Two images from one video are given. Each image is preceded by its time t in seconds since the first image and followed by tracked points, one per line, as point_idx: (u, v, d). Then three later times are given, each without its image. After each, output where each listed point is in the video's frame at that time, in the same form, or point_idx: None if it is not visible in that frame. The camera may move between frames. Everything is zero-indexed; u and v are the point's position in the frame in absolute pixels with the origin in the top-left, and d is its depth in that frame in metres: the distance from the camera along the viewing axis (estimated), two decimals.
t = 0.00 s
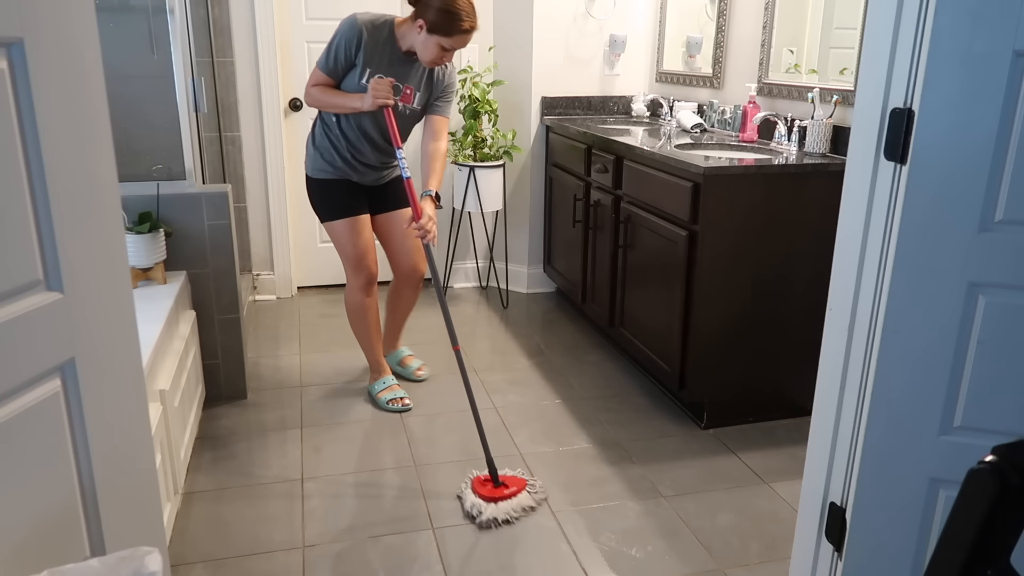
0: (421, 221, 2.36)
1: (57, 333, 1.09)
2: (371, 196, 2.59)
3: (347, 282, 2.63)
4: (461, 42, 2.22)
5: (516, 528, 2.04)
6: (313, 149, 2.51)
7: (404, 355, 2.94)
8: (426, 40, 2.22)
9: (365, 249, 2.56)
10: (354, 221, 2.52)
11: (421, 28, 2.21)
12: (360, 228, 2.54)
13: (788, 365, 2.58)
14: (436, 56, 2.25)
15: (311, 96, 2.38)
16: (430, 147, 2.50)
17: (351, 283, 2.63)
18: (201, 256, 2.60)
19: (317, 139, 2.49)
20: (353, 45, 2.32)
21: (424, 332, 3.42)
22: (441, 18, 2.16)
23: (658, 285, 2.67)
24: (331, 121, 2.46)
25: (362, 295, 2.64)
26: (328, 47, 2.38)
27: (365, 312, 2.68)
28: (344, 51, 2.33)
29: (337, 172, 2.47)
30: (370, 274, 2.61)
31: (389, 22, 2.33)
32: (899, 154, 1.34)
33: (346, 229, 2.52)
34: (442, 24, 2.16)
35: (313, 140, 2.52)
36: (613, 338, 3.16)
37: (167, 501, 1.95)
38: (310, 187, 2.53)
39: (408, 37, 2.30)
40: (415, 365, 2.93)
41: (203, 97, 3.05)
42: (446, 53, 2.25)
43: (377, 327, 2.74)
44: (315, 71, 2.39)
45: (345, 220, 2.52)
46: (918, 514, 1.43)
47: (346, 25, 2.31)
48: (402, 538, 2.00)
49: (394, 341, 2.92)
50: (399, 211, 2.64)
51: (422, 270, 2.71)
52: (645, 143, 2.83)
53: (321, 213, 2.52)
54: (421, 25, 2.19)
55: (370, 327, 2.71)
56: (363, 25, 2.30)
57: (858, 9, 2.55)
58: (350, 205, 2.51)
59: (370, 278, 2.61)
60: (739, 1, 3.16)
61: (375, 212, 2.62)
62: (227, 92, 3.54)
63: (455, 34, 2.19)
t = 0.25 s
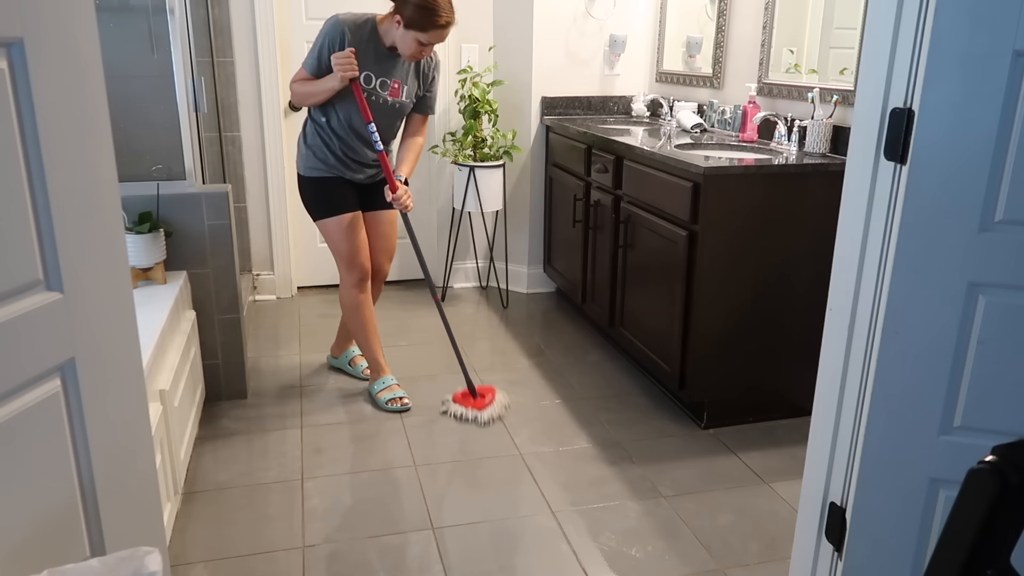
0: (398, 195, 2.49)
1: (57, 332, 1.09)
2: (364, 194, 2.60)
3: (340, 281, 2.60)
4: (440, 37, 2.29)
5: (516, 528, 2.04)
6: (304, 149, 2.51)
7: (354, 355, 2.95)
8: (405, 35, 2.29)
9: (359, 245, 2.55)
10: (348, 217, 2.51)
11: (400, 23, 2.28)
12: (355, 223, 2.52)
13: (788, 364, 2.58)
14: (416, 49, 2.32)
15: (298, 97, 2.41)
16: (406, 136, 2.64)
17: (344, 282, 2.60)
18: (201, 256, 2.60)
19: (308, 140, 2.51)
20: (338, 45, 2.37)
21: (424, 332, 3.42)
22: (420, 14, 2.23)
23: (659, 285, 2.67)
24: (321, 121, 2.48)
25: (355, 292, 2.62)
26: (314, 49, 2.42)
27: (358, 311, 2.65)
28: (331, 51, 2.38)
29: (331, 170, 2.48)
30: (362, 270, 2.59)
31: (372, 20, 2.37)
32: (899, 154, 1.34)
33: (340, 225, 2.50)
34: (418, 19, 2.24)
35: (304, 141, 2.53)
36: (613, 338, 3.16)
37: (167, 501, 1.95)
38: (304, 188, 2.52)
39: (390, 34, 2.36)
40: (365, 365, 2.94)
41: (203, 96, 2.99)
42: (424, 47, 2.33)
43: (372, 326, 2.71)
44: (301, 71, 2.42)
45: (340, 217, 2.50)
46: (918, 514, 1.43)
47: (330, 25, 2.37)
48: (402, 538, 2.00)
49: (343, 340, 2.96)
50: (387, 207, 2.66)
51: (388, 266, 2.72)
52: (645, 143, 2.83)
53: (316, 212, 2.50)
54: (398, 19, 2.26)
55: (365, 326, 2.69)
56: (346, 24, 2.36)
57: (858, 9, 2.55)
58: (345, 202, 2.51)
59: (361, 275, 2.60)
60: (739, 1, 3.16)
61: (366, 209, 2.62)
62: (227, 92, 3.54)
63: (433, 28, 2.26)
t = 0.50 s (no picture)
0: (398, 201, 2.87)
1: (57, 332, 1.09)
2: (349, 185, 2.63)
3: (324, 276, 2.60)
4: (424, 31, 2.33)
5: (516, 528, 2.04)
6: (291, 145, 2.50)
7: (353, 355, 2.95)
8: (391, 32, 2.33)
9: (342, 237, 2.54)
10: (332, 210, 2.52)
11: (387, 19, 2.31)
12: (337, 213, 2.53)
13: (788, 364, 2.58)
14: (402, 45, 2.36)
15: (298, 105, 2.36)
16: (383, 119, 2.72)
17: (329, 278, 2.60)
18: (201, 256, 2.60)
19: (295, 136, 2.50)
20: (336, 48, 2.35)
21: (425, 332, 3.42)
22: (405, 11, 2.26)
23: (658, 284, 2.67)
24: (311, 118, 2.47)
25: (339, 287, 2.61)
26: (304, 50, 2.35)
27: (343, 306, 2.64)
28: (326, 54, 2.34)
29: (320, 165, 2.50)
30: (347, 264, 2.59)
31: (357, 16, 2.39)
32: (899, 154, 1.34)
33: (324, 218, 2.51)
34: (404, 15, 2.27)
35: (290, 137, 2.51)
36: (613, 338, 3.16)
37: (167, 501, 1.95)
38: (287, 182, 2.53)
39: (378, 30, 2.39)
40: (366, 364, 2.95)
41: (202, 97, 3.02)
42: (410, 42, 2.36)
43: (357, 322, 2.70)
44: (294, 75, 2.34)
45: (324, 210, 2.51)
46: (918, 514, 1.43)
47: (324, 27, 2.32)
48: (402, 538, 2.00)
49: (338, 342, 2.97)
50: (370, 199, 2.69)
51: (371, 254, 2.73)
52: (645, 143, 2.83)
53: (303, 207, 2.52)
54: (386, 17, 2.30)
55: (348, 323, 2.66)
56: (341, 26, 2.34)
57: (858, 9, 2.55)
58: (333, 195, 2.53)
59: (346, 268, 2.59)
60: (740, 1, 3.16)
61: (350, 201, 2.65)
62: (228, 92, 3.54)
63: (418, 24, 2.29)
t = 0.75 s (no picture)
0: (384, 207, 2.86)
1: (56, 332, 1.08)
2: (339, 184, 2.62)
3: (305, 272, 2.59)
4: (414, 31, 2.34)
5: (516, 527, 2.04)
6: (281, 142, 2.51)
7: (353, 355, 2.95)
8: (382, 33, 2.34)
9: (326, 237, 2.52)
10: (317, 208, 2.51)
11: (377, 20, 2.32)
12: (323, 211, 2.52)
13: (788, 364, 2.58)
14: (393, 45, 2.37)
15: (298, 112, 2.37)
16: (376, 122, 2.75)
17: (308, 274, 2.59)
18: (200, 256, 2.60)
19: (286, 133, 2.51)
20: (331, 49, 2.35)
21: (424, 332, 3.42)
22: (394, 11, 2.27)
23: (658, 284, 2.67)
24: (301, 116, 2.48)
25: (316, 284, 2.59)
26: (300, 53, 2.35)
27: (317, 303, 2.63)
28: (322, 56, 2.34)
29: (309, 161, 2.49)
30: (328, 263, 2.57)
31: (349, 18, 2.40)
32: (899, 154, 1.34)
33: (309, 215, 2.50)
34: (394, 15, 2.28)
35: (281, 134, 2.52)
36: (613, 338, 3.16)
37: (167, 501, 1.95)
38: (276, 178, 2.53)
39: (370, 32, 2.40)
40: (367, 364, 2.94)
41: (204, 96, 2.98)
42: (401, 42, 2.36)
43: (325, 319, 2.69)
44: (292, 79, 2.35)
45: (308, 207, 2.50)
46: (918, 514, 1.43)
47: (318, 28, 2.32)
48: (402, 538, 2.00)
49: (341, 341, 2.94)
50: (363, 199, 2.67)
51: (371, 253, 2.72)
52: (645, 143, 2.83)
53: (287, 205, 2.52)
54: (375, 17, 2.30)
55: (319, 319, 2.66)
56: (335, 28, 2.35)
57: (858, 9, 2.55)
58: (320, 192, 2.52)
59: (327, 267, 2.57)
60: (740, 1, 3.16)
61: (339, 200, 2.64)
62: (228, 92, 3.54)
63: (408, 23, 2.30)
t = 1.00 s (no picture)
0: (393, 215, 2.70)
1: (57, 332, 1.09)
2: (329, 190, 2.59)
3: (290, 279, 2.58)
4: (401, 35, 2.26)
5: (516, 528, 2.04)
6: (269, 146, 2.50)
7: (354, 355, 2.96)
8: (367, 36, 2.27)
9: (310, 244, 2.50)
10: (303, 217, 2.49)
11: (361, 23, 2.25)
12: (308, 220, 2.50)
13: (788, 363, 2.58)
14: (379, 48, 2.30)
15: (280, 111, 2.36)
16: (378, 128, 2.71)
17: (291, 281, 2.58)
18: (201, 256, 2.60)
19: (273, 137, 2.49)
20: (313, 51, 2.32)
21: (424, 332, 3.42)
22: (377, 15, 2.20)
23: (658, 284, 2.67)
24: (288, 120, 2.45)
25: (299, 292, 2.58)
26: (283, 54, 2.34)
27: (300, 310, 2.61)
28: (303, 57, 2.32)
29: (296, 167, 2.47)
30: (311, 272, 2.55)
31: (337, 19, 2.37)
32: (899, 154, 1.34)
33: (293, 223, 2.49)
34: (376, 20, 2.21)
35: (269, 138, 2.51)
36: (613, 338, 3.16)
37: (167, 501, 1.95)
38: (265, 183, 2.51)
39: (357, 33, 2.36)
40: (367, 364, 2.94)
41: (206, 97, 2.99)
42: (387, 45, 2.29)
43: (313, 328, 2.65)
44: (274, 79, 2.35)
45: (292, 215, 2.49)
46: (918, 513, 1.43)
47: (302, 30, 2.30)
48: (402, 538, 2.00)
49: (339, 341, 2.96)
50: (354, 206, 2.65)
51: (370, 258, 2.73)
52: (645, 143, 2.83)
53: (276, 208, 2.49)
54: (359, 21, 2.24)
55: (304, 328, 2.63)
56: (319, 29, 2.31)
57: (858, 9, 2.55)
58: (308, 198, 2.50)
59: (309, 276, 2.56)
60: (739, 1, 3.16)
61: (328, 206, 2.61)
62: (227, 92, 3.53)
63: (392, 28, 2.22)
